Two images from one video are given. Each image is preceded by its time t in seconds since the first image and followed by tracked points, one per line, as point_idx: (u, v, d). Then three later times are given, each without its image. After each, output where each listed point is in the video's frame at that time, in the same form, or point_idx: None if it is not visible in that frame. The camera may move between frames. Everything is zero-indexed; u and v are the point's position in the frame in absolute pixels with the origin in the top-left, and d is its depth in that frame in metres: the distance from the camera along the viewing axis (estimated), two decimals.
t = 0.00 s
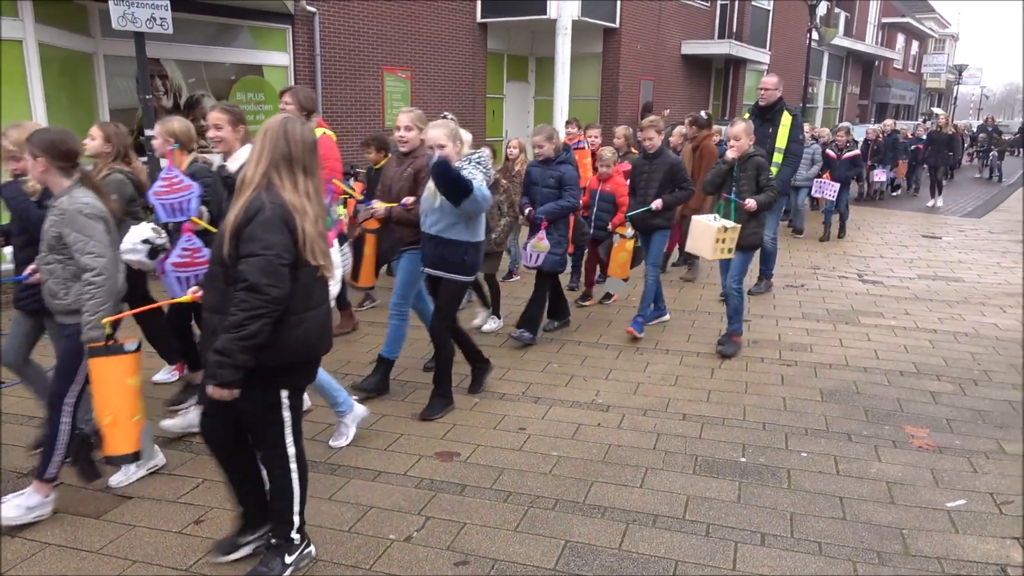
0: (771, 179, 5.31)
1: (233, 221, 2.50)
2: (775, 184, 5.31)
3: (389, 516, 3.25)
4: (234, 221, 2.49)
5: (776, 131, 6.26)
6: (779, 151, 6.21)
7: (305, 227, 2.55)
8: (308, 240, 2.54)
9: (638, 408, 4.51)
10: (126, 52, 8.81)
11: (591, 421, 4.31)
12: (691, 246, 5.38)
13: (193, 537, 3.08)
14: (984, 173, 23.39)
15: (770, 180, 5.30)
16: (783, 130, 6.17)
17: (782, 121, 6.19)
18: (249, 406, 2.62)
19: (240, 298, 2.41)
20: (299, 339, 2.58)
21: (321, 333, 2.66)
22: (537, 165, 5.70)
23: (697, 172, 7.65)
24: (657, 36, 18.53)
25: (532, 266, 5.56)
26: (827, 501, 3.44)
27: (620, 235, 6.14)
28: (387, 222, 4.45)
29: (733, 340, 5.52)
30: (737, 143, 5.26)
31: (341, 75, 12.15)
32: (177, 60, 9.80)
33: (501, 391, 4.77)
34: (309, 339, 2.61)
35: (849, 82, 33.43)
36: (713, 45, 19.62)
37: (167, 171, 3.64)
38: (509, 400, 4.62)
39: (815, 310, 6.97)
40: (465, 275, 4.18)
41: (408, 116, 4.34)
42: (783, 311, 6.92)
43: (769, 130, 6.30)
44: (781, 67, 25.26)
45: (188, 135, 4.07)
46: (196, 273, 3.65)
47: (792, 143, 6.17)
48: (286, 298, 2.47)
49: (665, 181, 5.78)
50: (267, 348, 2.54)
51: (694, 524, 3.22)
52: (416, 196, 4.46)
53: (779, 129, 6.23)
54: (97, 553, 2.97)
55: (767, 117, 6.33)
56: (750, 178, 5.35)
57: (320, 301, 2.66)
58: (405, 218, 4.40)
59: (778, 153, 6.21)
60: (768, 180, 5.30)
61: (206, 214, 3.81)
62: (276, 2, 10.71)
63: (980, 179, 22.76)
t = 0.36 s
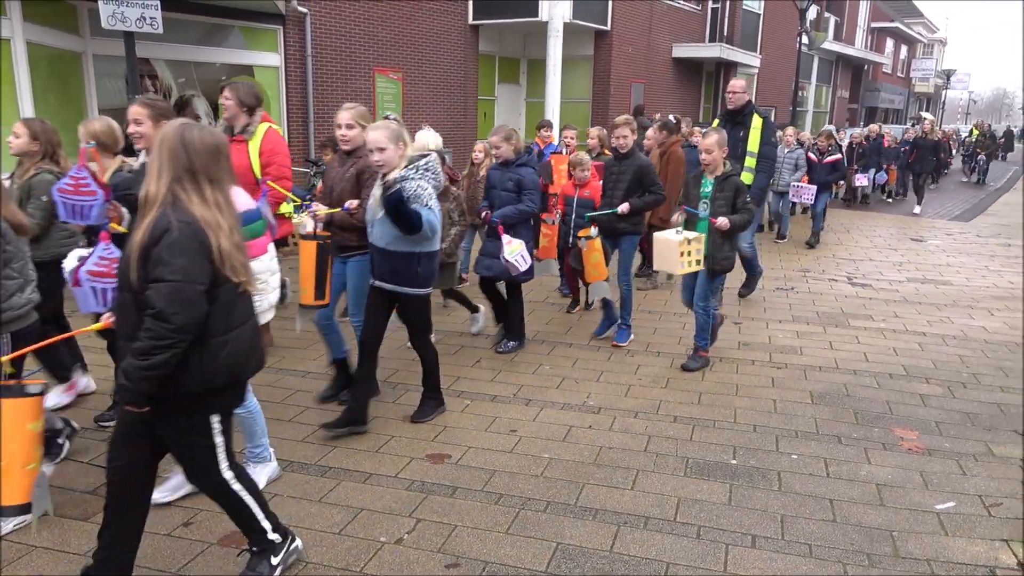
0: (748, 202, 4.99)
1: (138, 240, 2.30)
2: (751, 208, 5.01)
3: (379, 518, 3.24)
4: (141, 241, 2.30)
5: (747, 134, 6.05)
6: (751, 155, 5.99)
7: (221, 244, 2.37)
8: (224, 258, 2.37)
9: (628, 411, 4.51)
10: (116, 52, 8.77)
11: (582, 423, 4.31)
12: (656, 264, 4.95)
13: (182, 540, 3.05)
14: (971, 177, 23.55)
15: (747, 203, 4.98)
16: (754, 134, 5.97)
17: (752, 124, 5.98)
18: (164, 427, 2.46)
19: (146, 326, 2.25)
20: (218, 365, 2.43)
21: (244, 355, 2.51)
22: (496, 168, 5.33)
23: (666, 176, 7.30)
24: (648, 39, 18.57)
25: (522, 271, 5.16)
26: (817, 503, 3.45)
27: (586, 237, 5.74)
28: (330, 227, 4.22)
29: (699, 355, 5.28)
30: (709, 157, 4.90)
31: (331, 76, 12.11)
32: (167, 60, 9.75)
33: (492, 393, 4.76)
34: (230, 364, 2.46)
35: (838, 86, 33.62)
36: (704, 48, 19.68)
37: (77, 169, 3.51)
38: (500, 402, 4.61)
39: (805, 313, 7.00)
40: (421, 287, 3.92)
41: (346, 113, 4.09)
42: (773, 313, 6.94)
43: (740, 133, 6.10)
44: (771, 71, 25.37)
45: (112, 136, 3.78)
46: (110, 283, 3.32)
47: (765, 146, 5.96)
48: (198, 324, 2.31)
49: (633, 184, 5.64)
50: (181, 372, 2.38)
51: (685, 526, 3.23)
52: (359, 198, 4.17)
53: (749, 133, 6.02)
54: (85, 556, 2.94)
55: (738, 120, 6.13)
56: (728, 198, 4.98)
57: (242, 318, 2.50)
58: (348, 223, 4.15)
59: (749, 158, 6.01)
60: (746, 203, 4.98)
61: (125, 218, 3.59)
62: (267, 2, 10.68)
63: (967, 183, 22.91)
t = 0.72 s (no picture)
0: (721, 210, 4.75)
1: (13, 248, 2.09)
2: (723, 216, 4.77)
3: (377, 521, 3.23)
4: (16, 250, 2.08)
5: (735, 138, 6.09)
6: (740, 160, 6.08)
7: (110, 246, 2.16)
8: (114, 263, 2.17)
9: (628, 413, 4.49)
10: (115, 52, 8.75)
11: (581, 425, 4.29)
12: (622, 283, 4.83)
13: (178, 543, 3.03)
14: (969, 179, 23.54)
15: (719, 211, 4.74)
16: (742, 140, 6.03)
17: (740, 129, 6.02)
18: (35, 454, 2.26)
19: (25, 343, 2.05)
20: (105, 384, 2.26)
21: (139, 365, 2.34)
22: (450, 174, 5.01)
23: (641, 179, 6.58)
24: (647, 41, 18.59)
25: (444, 287, 4.91)
26: (817, 506, 3.44)
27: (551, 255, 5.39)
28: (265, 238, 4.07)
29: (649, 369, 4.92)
30: (680, 154, 4.70)
31: (330, 78, 12.11)
32: (166, 61, 9.74)
33: (491, 395, 4.75)
34: (117, 383, 2.28)
35: (838, 88, 33.65)
36: (703, 50, 19.68)
37: None
38: (499, 404, 4.60)
39: (805, 315, 6.99)
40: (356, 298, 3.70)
41: (281, 117, 3.96)
42: (772, 315, 6.94)
43: (728, 137, 6.11)
44: (770, 73, 25.38)
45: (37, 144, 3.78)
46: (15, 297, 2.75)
47: (754, 151, 6.02)
48: (85, 339, 2.12)
49: (598, 191, 5.24)
50: (68, 393, 2.20)
51: (685, 529, 3.21)
52: (295, 208, 4.03)
53: (738, 137, 6.06)
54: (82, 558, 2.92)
55: (725, 123, 6.10)
56: (700, 207, 4.75)
57: (133, 331, 2.31)
58: (282, 235, 4.01)
59: (738, 162, 6.10)
60: (718, 211, 4.74)
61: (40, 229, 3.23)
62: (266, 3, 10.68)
63: (966, 185, 22.92)
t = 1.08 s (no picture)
0: (685, 211, 4.45)
1: None
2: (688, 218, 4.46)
3: (377, 522, 3.23)
4: None
5: (725, 141, 6.07)
6: (732, 165, 6.04)
7: None
8: None
9: (627, 415, 4.49)
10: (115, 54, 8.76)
11: (581, 427, 4.29)
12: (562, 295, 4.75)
13: (178, 545, 3.04)
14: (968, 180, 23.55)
15: (684, 212, 4.45)
16: (733, 144, 6.02)
17: (731, 132, 6.02)
18: None
19: None
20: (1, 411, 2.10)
21: (37, 389, 2.20)
22: (409, 179, 4.73)
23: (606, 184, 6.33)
24: (647, 42, 18.61)
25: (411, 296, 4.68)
26: (816, 507, 3.44)
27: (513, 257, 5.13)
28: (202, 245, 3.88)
29: (648, 382, 4.69)
30: (642, 158, 4.43)
31: (330, 79, 12.13)
32: (166, 63, 9.74)
33: (490, 396, 4.76)
34: (18, 408, 2.14)
35: (837, 90, 33.68)
36: (703, 51, 19.70)
37: None
38: (498, 405, 4.60)
39: (804, 316, 6.99)
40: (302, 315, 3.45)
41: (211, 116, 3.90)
42: (772, 317, 6.94)
43: (717, 139, 6.09)
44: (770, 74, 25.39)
45: None
46: None
47: (745, 156, 6.01)
48: None
49: (565, 198, 5.02)
50: None
51: (684, 531, 3.21)
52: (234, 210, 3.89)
53: (728, 140, 6.05)
54: (81, 561, 2.92)
55: (715, 125, 6.09)
56: (664, 207, 4.47)
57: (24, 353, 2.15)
58: (219, 240, 3.83)
59: (728, 167, 6.04)
60: (682, 212, 4.45)
61: None
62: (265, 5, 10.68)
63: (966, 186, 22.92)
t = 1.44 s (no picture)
0: (642, 223, 4.13)
1: None
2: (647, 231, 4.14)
3: (379, 524, 3.23)
4: None
5: (711, 141, 5.78)
6: (715, 165, 5.74)
7: None
8: None
9: (628, 415, 4.49)
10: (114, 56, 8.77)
11: (581, 428, 4.29)
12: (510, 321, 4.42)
13: (180, 546, 3.04)
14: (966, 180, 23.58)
15: (641, 225, 4.13)
16: (718, 143, 5.73)
17: (717, 131, 5.73)
18: None
19: None
20: None
21: None
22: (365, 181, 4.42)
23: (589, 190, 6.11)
24: (646, 42, 18.62)
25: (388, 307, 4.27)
26: (818, 507, 3.44)
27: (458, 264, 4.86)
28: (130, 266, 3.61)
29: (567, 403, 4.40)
30: (602, 164, 4.08)
31: (330, 81, 12.13)
32: (165, 65, 9.75)
33: (492, 397, 4.76)
34: None
35: (836, 90, 33.70)
36: (702, 52, 19.72)
37: None
38: (499, 406, 4.60)
39: (804, 316, 6.99)
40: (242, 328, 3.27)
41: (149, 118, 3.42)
42: (772, 317, 6.94)
43: (703, 139, 5.81)
44: (769, 74, 25.43)
45: None
46: None
47: (729, 155, 5.73)
48: None
49: (523, 200, 4.71)
50: None
51: (686, 531, 3.21)
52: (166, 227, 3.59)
53: (714, 139, 5.76)
54: (83, 562, 2.92)
55: (700, 124, 5.81)
56: (620, 220, 4.17)
57: None
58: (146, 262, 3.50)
59: (713, 167, 5.76)
60: (639, 224, 4.13)
61: None
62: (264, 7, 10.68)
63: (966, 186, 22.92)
